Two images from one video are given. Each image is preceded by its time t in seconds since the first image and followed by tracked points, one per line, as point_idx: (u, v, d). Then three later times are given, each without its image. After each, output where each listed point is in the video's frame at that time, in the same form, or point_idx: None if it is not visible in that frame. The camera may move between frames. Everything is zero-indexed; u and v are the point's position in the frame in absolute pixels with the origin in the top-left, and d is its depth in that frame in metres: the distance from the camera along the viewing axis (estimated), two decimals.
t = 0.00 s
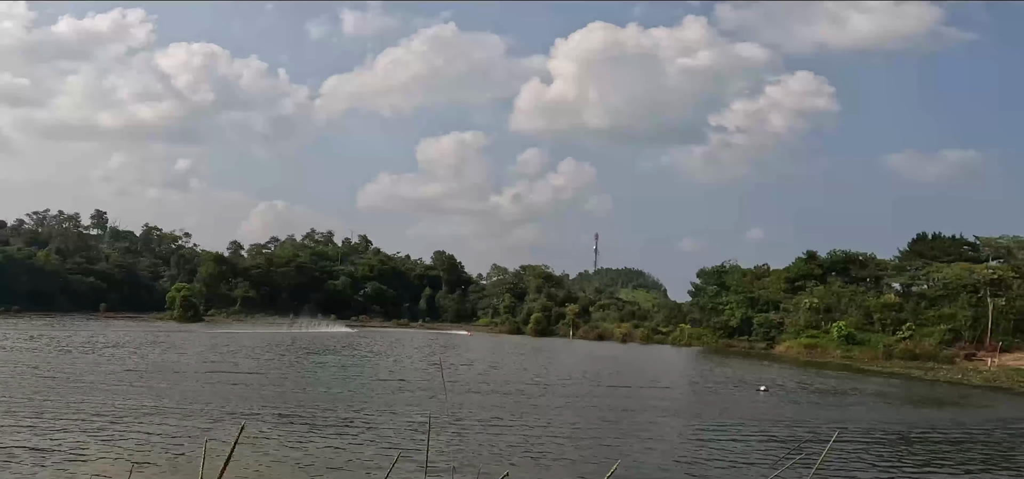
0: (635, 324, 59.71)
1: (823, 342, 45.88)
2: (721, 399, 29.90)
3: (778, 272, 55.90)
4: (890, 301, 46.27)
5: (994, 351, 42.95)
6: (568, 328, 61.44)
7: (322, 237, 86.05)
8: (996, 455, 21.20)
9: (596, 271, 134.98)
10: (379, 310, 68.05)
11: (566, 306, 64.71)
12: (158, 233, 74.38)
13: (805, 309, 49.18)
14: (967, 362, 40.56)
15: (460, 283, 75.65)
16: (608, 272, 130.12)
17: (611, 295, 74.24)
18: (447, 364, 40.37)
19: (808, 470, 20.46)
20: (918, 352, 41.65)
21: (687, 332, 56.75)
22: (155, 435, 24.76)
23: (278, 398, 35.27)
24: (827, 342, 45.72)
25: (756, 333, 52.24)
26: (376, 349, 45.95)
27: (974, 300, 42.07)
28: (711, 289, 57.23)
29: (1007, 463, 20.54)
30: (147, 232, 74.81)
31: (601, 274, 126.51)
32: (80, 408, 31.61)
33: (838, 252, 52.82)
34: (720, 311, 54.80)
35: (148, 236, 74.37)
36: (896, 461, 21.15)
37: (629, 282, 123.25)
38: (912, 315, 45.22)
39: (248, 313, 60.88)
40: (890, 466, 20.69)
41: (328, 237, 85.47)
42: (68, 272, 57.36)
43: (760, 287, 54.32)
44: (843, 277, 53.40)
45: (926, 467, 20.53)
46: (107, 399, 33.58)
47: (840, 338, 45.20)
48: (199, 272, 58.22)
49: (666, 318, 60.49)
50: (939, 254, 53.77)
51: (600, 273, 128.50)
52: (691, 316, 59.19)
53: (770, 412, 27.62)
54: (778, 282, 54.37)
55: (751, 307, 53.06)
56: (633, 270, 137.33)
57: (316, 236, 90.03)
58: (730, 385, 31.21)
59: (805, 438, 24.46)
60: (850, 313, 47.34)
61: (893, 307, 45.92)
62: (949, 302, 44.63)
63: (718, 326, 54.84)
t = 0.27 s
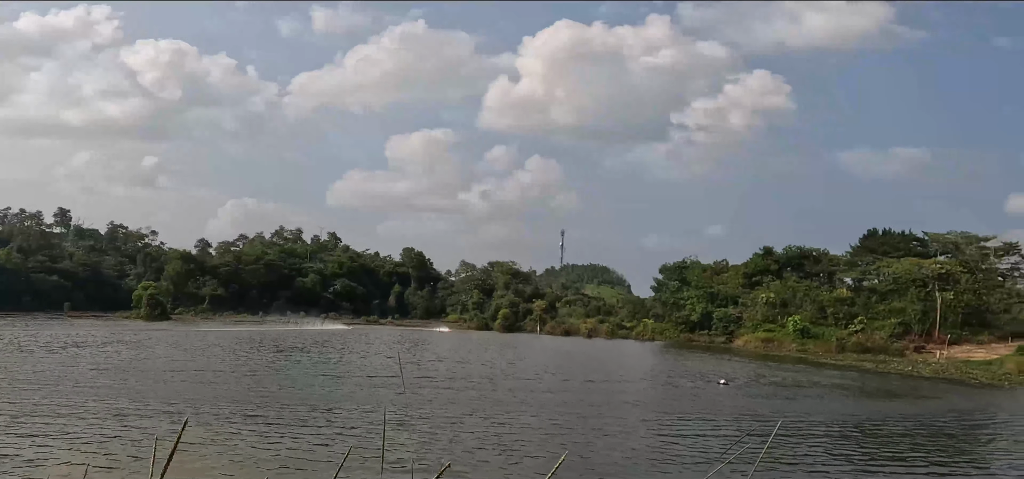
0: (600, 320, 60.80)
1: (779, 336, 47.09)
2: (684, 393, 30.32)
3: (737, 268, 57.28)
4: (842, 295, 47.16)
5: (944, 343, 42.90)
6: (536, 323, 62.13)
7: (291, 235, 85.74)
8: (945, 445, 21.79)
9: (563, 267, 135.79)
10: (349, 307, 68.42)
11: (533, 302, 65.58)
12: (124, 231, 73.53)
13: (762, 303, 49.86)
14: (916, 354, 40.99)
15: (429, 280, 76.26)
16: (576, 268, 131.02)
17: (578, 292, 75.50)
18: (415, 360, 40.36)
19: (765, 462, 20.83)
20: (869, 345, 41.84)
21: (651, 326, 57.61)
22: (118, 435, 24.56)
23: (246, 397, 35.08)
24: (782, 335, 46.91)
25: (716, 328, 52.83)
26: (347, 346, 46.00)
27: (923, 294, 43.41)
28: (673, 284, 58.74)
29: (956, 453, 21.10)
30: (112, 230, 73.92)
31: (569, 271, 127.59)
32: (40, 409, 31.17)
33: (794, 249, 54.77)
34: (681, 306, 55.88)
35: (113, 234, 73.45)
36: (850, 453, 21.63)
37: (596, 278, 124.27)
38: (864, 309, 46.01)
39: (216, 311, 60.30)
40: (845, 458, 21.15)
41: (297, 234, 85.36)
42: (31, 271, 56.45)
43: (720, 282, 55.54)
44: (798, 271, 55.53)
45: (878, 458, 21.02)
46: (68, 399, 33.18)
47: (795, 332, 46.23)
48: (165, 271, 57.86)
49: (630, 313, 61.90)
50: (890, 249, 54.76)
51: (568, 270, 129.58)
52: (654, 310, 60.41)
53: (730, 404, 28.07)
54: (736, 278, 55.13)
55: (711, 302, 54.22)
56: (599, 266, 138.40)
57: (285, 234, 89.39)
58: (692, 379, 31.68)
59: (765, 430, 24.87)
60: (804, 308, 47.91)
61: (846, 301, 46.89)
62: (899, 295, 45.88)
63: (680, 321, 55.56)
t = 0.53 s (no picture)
0: (568, 316, 61.98)
1: (741, 330, 47.71)
2: (649, 387, 30.82)
3: (700, 264, 58.28)
4: (800, 290, 48.29)
5: (897, 337, 43.74)
6: (505, 319, 62.97)
7: (262, 233, 85.34)
8: (899, 436, 22.52)
9: (531, 264, 136.40)
10: (320, 305, 68.69)
11: (502, 298, 67.00)
12: (91, 229, 72.62)
13: (723, 299, 51.09)
14: (871, 348, 41.32)
15: (400, 277, 76.67)
16: (543, 265, 131.72)
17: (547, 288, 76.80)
18: (385, 358, 40.44)
19: (728, 454, 21.32)
20: (825, 340, 42.30)
21: (617, 322, 58.27)
22: (85, 435, 24.45)
23: (216, 395, 35.01)
24: (744, 330, 47.62)
25: (681, 323, 54.10)
26: (319, 343, 46.07)
27: (876, 289, 44.22)
28: (639, 281, 59.34)
29: (910, 443, 21.82)
30: (79, 228, 72.94)
31: (538, 266, 128.67)
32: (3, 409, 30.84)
33: (755, 244, 55.51)
34: (646, 301, 56.18)
35: (79, 232, 72.49)
36: (809, 444, 22.25)
37: (562, 274, 125.09)
38: (820, 303, 47.12)
39: (187, 310, 60.69)
40: (804, 449, 21.74)
41: (268, 231, 85.01)
42: None
43: (683, 278, 56.44)
44: (758, 267, 56.32)
45: (836, 449, 21.65)
46: (32, 399, 32.90)
47: (755, 327, 47.00)
48: (134, 269, 57.66)
49: (598, 307, 63.54)
50: (844, 245, 55.91)
51: (538, 266, 130.60)
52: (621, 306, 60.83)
53: (694, 398, 28.62)
54: (699, 274, 56.14)
55: (675, 298, 55.20)
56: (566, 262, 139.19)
57: (254, 232, 88.71)
58: (657, 374, 32.24)
59: (728, 422, 25.42)
60: (764, 303, 49.06)
61: (803, 296, 48.01)
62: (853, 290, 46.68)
63: (646, 316, 55.81)
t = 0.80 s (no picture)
0: (537, 314, 62.73)
1: (704, 328, 48.28)
2: (615, 385, 31.07)
3: (663, 262, 59.18)
4: (760, 289, 49.24)
5: (852, 333, 44.30)
6: (476, 317, 63.61)
7: (232, 232, 84.67)
8: (856, 429, 22.95)
9: (501, 263, 136.68)
10: (291, 303, 68.86)
11: (473, 296, 68.03)
12: (57, 228, 71.52)
13: (687, 296, 51.76)
14: (827, 344, 41.96)
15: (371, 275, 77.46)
16: (514, 264, 132.05)
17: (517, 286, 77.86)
18: (355, 357, 40.38)
19: (689, 452, 21.55)
20: (784, 336, 42.98)
21: (584, 319, 58.36)
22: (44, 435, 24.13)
23: (181, 393, 34.73)
24: (706, 328, 48.23)
25: (645, 320, 54.57)
26: (288, 342, 45.94)
27: (831, 286, 44.94)
28: (605, 278, 60.54)
29: (865, 436, 22.26)
30: (44, 227, 71.81)
31: (509, 265, 129.40)
32: None
33: (717, 242, 56.59)
34: (613, 299, 57.32)
35: (45, 231, 71.34)
36: (769, 439, 22.57)
37: (533, 273, 125.54)
38: (779, 302, 47.80)
39: (156, 309, 60.19)
40: (764, 445, 22.05)
41: (239, 231, 84.36)
42: None
43: (648, 276, 57.50)
44: (719, 265, 57.53)
45: (795, 444, 22.00)
46: None
47: (717, 324, 47.70)
48: (101, 268, 57.27)
49: (566, 306, 64.84)
50: (801, 244, 57.02)
51: (509, 264, 131.33)
52: (589, 304, 61.58)
53: (659, 393, 28.94)
54: (663, 272, 56.86)
55: (641, 296, 56.26)
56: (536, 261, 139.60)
57: (224, 231, 87.97)
58: (623, 371, 32.55)
59: (691, 417, 25.72)
60: (725, 301, 49.73)
61: (763, 294, 48.98)
62: (810, 288, 47.31)
63: (612, 313, 56.94)
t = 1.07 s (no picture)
0: (509, 314, 63.55)
1: (671, 328, 48.86)
2: (587, 384, 31.30)
3: (633, 262, 59.28)
4: (726, 290, 50.03)
5: (812, 332, 45.30)
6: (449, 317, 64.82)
7: (205, 233, 83.93)
8: (822, 427, 23.30)
9: (473, 263, 136.97)
10: (264, 304, 69.37)
11: (446, 297, 69.39)
12: (25, 229, 70.35)
13: (655, 296, 52.38)
14: (790, 343, 42.43)
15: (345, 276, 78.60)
16: (486, 264, 132.39)
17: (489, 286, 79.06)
18: (328, 358, 40.30)
19: (658, 451, 21.69)
20: (748, 335, 43.81)
21: (557, 320, 60.35)
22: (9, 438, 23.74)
23: (151, 394, 34.39)
24: (674, 327, 48.85)
25: (616, 320, 55.67)
26: (261, 343, 45.77)
27: (794, 287, 45.36)
28: (575, 279, 61.45)
29: (831, 433, 22.58)
30: (12, 228, 70.61)
31: (481, 265, 130.24)
32: None
33: (684, 243, 56.60)
34: (584, 299, 58.47)
35: (13, 232, 70.14)
36: (737, 438, 22.81)
37: (505, 273, 126.01)
38: (744, 302, 48.42)
39: (128, 310, 60.15)
40: (732, 444, 22.27)
41: (212, 231, 83.63)
42: None
43: (617, 276, 57.91)
44: (687, 266, 57.38)
45: (762, 442, 22.25)
46: None
47: (684, 324, 48.36)
48: (70, 270, 56.96)
49: (538, 307, 66.65)
50: (764, 245, 57.38)
51: (481, 264, 132.10)
52: (560, 304, 62.49)
53: (630, 392, 29.18)
54: (631, 273, 57.00)
55: (611, 296, 56.94)
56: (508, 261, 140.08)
57: (197, 232, 87.11)
58: (594, 371, 32.84)
59: (661, 416, 25.93)
60: (692, 301, 50.07)
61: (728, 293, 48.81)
62: (774, 288, 47.50)
63: (583, 313, 58.39)
